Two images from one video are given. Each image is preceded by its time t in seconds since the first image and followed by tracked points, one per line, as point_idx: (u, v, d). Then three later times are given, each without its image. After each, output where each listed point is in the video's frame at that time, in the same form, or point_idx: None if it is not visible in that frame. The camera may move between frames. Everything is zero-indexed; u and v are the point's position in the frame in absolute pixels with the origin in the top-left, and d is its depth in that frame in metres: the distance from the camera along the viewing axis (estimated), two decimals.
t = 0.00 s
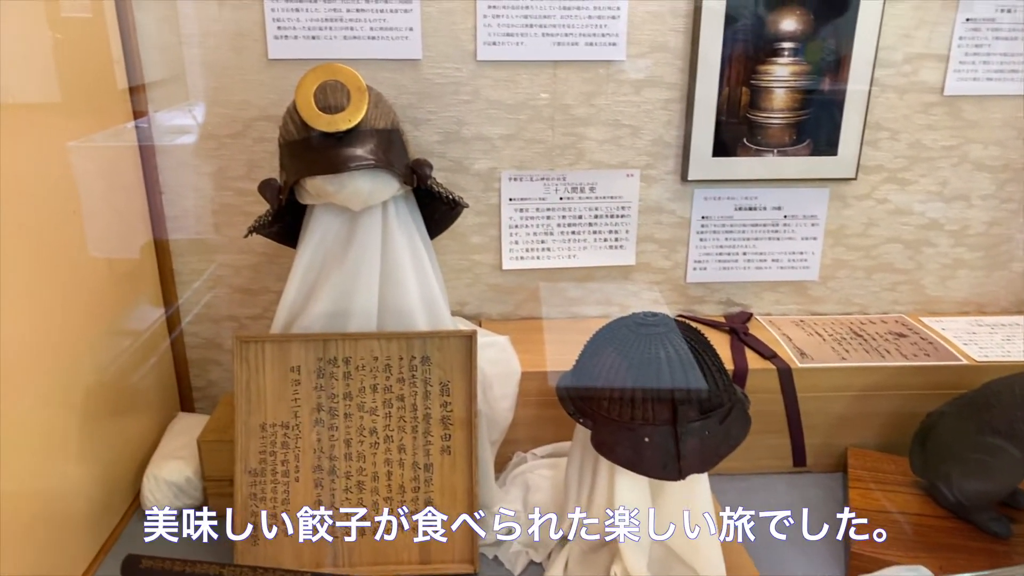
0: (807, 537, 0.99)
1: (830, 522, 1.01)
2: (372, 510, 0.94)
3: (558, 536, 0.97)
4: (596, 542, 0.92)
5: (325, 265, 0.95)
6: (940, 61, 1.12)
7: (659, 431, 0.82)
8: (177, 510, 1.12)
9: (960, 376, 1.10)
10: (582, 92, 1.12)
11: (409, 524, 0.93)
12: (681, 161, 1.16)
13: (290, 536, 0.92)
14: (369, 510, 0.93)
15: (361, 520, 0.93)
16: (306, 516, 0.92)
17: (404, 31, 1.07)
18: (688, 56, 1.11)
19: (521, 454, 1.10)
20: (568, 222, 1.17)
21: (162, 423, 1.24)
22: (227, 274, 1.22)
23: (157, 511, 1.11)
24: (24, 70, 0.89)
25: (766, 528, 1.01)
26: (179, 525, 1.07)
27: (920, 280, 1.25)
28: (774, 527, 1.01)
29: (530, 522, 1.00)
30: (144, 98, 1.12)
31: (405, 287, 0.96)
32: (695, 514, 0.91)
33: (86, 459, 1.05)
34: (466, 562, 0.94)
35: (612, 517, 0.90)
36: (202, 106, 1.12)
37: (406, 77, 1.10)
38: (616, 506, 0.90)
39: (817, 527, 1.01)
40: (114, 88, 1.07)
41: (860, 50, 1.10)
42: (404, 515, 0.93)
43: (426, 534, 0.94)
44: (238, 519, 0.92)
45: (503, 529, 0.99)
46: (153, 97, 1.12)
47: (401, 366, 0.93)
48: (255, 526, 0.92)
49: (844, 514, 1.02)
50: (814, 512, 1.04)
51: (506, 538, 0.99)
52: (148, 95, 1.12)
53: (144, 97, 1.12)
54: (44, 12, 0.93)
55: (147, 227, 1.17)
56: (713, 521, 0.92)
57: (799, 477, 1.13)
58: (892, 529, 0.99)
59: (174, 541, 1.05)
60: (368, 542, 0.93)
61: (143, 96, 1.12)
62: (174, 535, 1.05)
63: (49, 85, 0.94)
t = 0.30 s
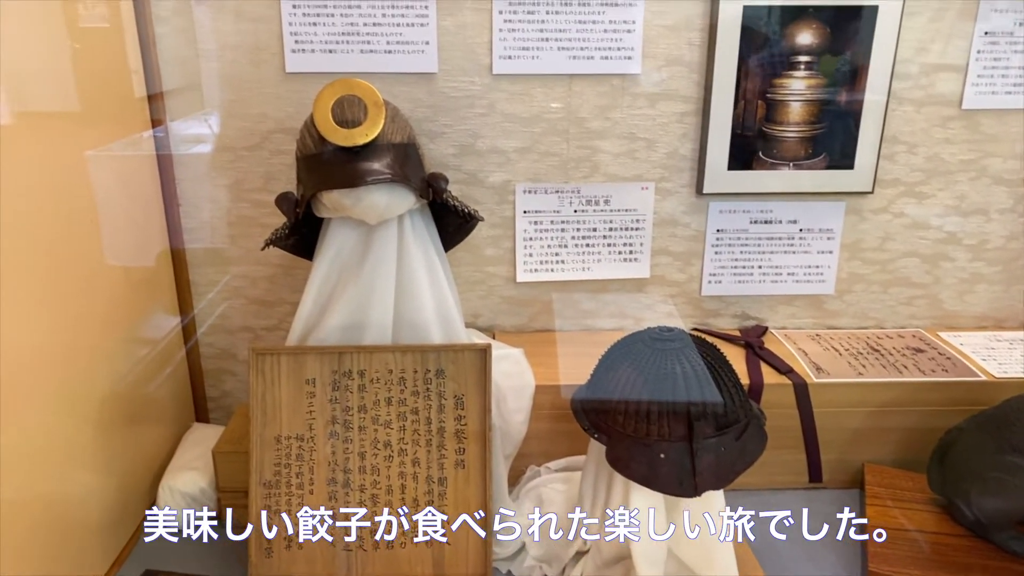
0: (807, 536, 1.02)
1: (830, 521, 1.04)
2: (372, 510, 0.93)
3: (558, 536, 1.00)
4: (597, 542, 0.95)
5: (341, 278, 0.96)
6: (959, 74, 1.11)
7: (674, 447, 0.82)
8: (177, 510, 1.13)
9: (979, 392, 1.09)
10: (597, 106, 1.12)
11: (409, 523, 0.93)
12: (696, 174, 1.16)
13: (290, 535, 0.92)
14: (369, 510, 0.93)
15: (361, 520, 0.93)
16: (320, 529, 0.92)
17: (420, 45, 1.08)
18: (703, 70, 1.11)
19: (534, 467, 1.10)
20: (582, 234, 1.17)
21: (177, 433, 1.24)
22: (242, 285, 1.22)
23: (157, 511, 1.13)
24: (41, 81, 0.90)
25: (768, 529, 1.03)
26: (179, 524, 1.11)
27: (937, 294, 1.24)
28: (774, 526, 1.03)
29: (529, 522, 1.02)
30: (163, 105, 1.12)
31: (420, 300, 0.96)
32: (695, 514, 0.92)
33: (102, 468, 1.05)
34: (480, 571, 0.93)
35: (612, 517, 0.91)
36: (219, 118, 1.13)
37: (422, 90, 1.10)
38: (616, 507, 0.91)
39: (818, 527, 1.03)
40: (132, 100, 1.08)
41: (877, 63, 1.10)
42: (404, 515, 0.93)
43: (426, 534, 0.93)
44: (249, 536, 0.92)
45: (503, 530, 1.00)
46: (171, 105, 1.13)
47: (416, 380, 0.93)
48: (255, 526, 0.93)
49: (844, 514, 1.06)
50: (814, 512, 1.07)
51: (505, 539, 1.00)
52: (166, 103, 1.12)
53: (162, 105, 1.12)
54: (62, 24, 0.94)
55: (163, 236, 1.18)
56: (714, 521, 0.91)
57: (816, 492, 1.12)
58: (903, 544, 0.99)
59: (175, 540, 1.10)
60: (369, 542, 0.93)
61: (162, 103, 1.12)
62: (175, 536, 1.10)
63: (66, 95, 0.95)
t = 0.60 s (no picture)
0: (807, 536, 1.05)
1: (830, 521, 1.07)
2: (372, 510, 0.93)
3: (558, 535, 1.01)
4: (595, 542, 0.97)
5: (351, 292, 0.96)
6: (967, 88, 1.12)
7: (684, 462, 0.82)
8: (176, 508, 1.14)
9: (989, 407, 1.08)
10: (606, 120, 1.13)
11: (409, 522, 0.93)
12: (705, 188, 1.16)
13: (290, 536, 0.93)
14: (369, 510, 0.93)
15: (360, 520, 0.93)
16: (329, 542, 0.93)
17: (430, 60, 1.09)
18: (711, 84, 1.12)
19: (544, 480, 1.09)
20: (590, 248, 1.17)
21: (186, 445, 1.25)
22: (252, 298, 1.23)
23: (157, 511, 1.13)
24: (52, 93, 0.91)
25: (768, 528, 1.05)
26: (180, 524, 1.13)
27: (947, 308, 1.23)
28: (774, 526, 1.05)
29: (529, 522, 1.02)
30: (175, 117, 1.13)
31: (429, 315, 0.96)
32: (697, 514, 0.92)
33: (110, 479, 1.06)
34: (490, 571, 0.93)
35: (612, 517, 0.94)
36: (230, 132, 1.14)
37: (431, 105, 1.11)
38: (616, 507, 0.94)
39: (817, 527, 1.06)
40: (143, 112, 1.09)
41: (885, 76, 1.10)
42: (403, 515, 0.93)
43: (426, 534, 0.93)
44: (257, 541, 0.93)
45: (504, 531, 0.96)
46: (183, 115, 1.13)
47: (425, 394, 0.94)
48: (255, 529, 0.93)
49: (844, 514, 1.09)
50: (814, 511, 1.09)
51: (505, 539, 0.97)
52: (177, 113, 1.13)
53: (174, 115, 1.13)
54: (74, 37, 0.96)
55: (173, 247, 1.19)
56: (713, 521, 0.92)
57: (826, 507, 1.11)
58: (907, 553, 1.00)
59: (174, 540, 1.14)
60: (370, 542, 0.93)
61: (173, 113, 1.13)
62: (176, 536, 1.13)
63: (77, 106, 0.96)
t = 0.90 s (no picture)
0: (807, 537, 1.05)
1: (830, 521, 1.07)
2: (372, 510, 0.94)
3: (558, 536, 1.03)
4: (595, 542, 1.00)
5: (362, 300, 0.97)
6: (977, 97, 1.12)
7: (695, 471, 0.83)
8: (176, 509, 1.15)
9: (1000, 416, 1.08)
10: (615, 129, 1.13)
11: (410, 522, 0.94)
12: (714, 197, 1.17)
13: (290, 536, 0.93)
14: (369, 510, 0.93)
15: (360, 520, 0.93)
16: (340, 549, 0.93)
17: (441, 70, 1.10)
18: (720, 93, 1.12)
19: (552, 488, 1.08)
20: (600, 256, 1.17)
21: (198, 452, 1.25)
22: (263, 305, 1.24)
23: (157, 511, 1.12)
24: (62, 104, 0.92)
25: (768, 528, 1.05)
26: (179, 524, 1.14)
27: (957, 317, 1.23)
28: (774, 525, 1.06)
29: (529, 522, 1.02)
30: (188, 125, 1.14)
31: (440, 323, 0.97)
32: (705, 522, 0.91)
33: (120, 486, 1.06)
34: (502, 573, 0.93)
35: (612, 518, 0.96)
36: (242, 141, 1.15)
37: (442, 114, 1.12)
38: (616, 508, 0.96)
39: (817, 527, 1.06)
40: (155, 122, 1.10)
41: (894, 85, 1.10)
42: (403, 515, 0.93)
43: (426, 534, 0.93)
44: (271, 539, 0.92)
45: (504, 531, 0.93)
46: (195, 123, 1.14)
47: (436, 402, 0.94)
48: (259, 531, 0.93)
49: (844, 514, 1.08)
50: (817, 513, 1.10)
51: (505, 539, 0.94)
52: (189, 120, 1.14)
53: (186, 122, 1.14)
54: (85, 47, 0.96)
55: (183, 255, 1.20)
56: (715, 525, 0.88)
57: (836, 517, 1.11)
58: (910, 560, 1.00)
59: (174, 540, 1.14)
60: (369, 542, 0.93)
61: (186, 121, 1.14)
62: (176, 536, 1.14)
63: (88, 116, 0.97)
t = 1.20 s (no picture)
0: (807, 537, 1.06)
1: (830, 521, 1.08)
2: (372, 510, 0.94)
3: (558, 536, 1.03)
4: (597, 542, 1.01)
5: (370, 301, 0.97)
6: (984, 100, 1.12)
7: (702, 472, 0.82)
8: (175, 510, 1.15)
9: (1007, 419, 1.07)
10: (621, 131, 1.13)
11: (410, 523, 0.94)
12: (721, 199, 1.17)
13: (289, 536, 0.93)
14: (368, 510, 0.93)
15: (360, 520, 0.93)
16: (347, 550, 0.93)
17: (447, 73, 1.10)
18: (727, 96, 1.12)
19: (558, 490, 1.09)
20: (606, 259, 1.18)
21: (206, 452, 1.26)
22: (271, 307, 1.24)
23: (158, 511, 1.11)
24: (72, 108, 0.93)
25: (768, 528, 1.06)
26: (180, 524, 1.15)
27: (965, 320, 1.23)
28: (774, 526, 1.07)
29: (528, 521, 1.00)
30: (198, 129, 1.16)
31: (447, 325, 0.97)
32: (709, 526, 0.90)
33: (128, 488, 1.07)
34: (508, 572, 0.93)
35: (613, 517, 0.97)
36: (250, 144, 1.15)
37: (449, 117, 1.12)
38: (617, 507, 0.97)
39: (817, 527, 1.07)
40: (163, 125, 1.11)
41: (901, 88, 1.10)
42: (403, 515, 0.94)
43: (426, 534, 0.93)
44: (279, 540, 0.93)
45: (504, 530, 0.93)
46: (203, 126, 1.15)
47: (443, 403, 0.94)
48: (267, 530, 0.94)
49: (845, 514, 1.09)
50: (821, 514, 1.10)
51: (505, 539, 0.94)
52: (199, 123, 1.15)
53: (196, 125, 1.15)
54: (93, 51, 0.97)
55: (192, 258, 1.20)
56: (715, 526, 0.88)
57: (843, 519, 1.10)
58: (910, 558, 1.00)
59: (175, 540, 1.15)
60: (370, 542, 0.93)
61: (195, 124, 1.15)
62: (175, 535, 1.14)
63: (97, 119, 0.98)
